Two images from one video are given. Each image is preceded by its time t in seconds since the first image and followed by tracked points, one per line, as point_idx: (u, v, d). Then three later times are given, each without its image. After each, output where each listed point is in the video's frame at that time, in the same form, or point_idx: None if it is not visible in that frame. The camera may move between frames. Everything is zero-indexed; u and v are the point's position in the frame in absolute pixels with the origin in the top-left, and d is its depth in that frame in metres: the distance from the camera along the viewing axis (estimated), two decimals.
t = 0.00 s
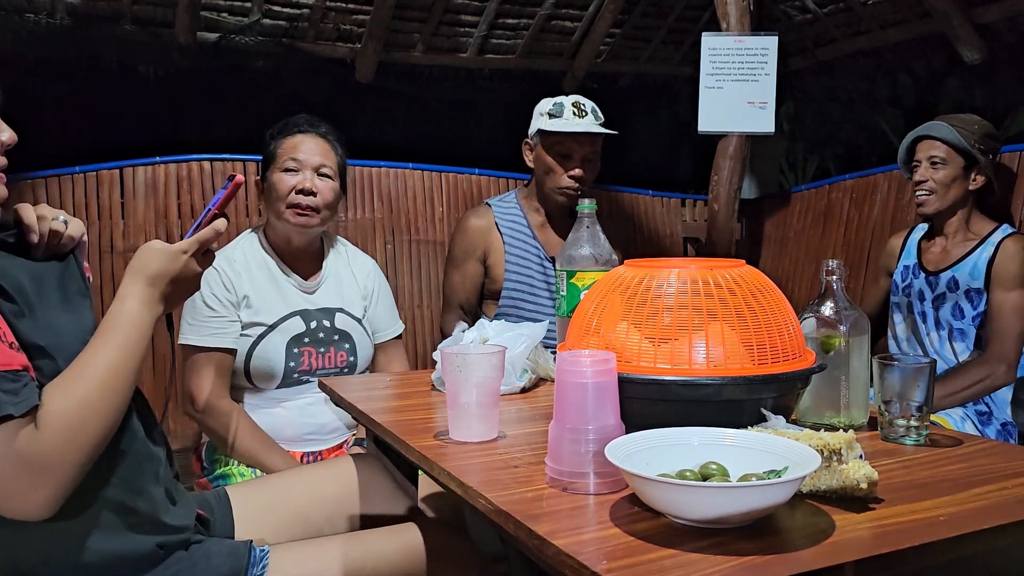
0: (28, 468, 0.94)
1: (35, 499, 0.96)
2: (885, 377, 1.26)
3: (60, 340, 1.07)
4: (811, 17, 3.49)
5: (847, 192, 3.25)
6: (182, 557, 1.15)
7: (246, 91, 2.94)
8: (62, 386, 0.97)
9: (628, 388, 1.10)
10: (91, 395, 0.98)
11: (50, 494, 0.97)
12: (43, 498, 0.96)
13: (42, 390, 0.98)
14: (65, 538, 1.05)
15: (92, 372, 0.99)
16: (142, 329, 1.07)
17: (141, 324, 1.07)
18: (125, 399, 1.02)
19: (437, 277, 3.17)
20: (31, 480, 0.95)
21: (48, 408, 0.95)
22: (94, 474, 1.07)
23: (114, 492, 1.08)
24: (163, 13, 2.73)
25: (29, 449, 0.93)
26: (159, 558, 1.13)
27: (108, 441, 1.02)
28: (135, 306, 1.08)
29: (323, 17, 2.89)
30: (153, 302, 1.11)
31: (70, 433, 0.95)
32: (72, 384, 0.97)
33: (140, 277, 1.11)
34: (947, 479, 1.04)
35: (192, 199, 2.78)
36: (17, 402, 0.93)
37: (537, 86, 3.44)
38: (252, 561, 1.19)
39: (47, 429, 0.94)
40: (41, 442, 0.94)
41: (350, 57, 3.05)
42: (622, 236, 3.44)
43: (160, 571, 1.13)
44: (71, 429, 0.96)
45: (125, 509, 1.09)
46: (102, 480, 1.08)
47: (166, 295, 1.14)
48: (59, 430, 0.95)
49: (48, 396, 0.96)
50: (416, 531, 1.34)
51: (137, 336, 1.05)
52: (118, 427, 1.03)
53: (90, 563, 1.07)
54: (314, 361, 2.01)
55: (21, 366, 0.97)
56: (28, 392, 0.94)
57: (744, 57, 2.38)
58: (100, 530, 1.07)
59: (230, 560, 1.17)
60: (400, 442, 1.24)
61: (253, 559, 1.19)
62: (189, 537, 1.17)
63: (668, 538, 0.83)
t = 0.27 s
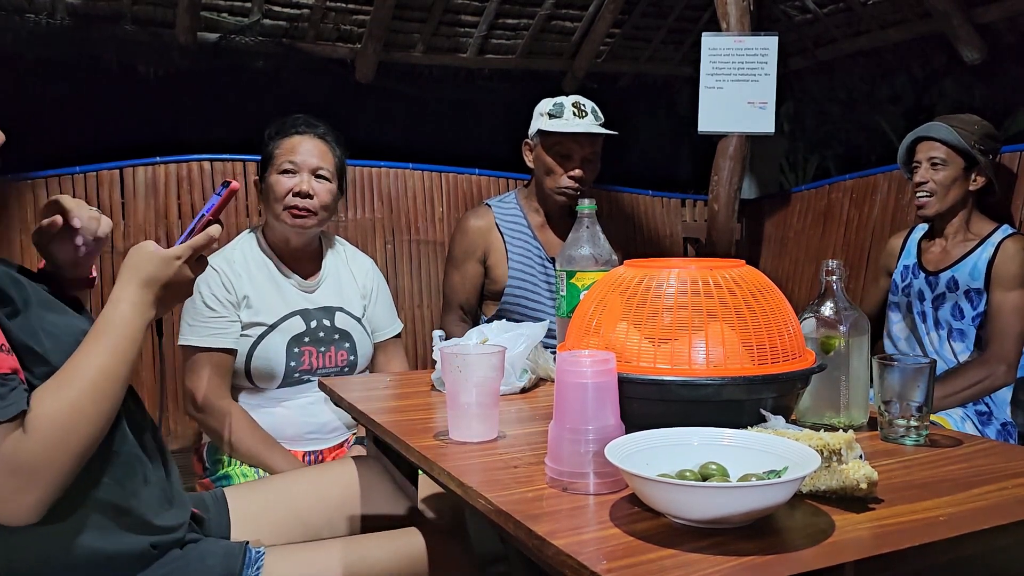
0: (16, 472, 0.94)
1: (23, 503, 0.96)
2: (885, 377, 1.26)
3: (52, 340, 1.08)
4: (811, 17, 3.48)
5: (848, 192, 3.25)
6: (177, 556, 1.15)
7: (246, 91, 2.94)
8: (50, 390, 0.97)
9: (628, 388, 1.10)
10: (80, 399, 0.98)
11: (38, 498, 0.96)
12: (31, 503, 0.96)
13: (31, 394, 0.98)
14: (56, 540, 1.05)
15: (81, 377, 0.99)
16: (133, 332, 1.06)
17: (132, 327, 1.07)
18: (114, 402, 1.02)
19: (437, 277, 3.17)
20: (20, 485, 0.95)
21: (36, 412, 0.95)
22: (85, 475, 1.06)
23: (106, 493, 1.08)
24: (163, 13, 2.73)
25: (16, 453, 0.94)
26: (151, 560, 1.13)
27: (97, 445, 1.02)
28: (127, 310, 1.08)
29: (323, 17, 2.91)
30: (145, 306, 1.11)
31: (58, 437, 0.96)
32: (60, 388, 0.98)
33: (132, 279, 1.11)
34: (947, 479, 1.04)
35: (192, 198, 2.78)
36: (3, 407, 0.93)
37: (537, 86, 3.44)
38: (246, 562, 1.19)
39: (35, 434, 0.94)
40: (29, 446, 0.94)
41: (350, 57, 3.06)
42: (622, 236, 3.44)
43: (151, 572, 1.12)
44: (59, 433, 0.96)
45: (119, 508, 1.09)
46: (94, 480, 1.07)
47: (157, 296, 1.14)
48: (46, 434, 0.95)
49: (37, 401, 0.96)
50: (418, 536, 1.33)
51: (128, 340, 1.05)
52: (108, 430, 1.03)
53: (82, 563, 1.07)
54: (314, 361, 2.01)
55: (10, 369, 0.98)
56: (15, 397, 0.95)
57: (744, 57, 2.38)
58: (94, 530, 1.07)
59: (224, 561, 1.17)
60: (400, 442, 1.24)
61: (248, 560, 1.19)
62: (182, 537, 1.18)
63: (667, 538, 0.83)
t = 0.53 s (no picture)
0: (15, 473, 0.94)
1: (21, 504, 0.96)
2: (885, 376, 1.26)
3: (57, 339, 1.09)
4: (811, 17, 3.48)
5: (848, 192, 3.25)
6: (179, 556, 1.16)
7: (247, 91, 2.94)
8: (52, 390, 0.97)
9: (628, 388, 1.10)
10: (82, 401, 0.98)
11: (38, 499, 0.96)
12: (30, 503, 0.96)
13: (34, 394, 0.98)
14: (54, 539, 1.05)
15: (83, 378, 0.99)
16: (135, 334, 1.07)
17: (134, 329, 1.07)
18: (116, 403, 1.02)
19: (437, 277, 3.17)
20: (19, 486, 0.95)
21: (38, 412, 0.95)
22: (85, 475, 1.06)
23: (106, 492, 1.08)
24: (163, 13, 2.73)
25: (15, 453, 0.93)
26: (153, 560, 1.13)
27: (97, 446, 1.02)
28: (130, 312, 1.08)
29: (323, 17, 2.89)
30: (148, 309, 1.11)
31: (59, 438, 0.95)
32: (61, 388, 0.97)
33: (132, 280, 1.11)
34: (947, 479, 1.04)
35: (192, 198, 2.77)
36: (7, 406, 0.93)
37: (537, 86, 3.44)
38: (248, 561, 1.19)
39: (36, 435, 0.94)
40: (30, 447, 0.94)
41: (350, 57, 3.06)
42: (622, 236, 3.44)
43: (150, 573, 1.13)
44: (61, 433, 0.96)
45: (118, 509, 1.09)
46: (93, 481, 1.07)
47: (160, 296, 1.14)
48: (49, 435, 0.95)
49: (40, 402, 0.96)
50: (419, 536, 1.33)
51: (130, 342, 1.05)
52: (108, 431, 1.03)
53: (81, 563, 1.07)
54: (314, 360, 2.01)
55: (15, 367, 0.97)
56: (20, 395, 0.94)
57: (744, 57, 2.38)
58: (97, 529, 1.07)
59: (224, 560, 1.17)
60: (401, 441, 1.24)
61: (249, 560, 1.19)
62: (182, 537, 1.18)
63: (667, 538, 0.83)
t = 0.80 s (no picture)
0: (25, 473, 0.94)
1: (31, 503, 0.96)
2: (885, 376, 1.26)
3: (65, 341, 1.11)
4: (811, 16, 3.45)
5: (848, 192, 3.25)
6: (181, 558, 1.15)
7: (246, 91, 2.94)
8: (60, 391, 0.97)
9: (628, 388, 1.10)
10: (91, 402, 0.98)
11: (46, 499, 0.97)
12: (37, 503, 0.97)
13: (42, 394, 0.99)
14: (64, 538, 1.05)
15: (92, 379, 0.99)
16: (144, 336, 1.07)
17: (143, 330, 1.07)
18: (124, 403, 1.02)
19: (437, 277, 3.17)
20: (29, 485, 0.95)
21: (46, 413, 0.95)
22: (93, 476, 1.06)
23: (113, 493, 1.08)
24: (162, 13, 2.71)
25: (22, 453, 0.94)
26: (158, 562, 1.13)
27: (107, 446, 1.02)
28: (138, 313, 1.08)
29: (323, 17, 2.87)
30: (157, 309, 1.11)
31: (69, 439, 0.96)
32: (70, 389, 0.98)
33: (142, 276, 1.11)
34: (947, 479, 1.04)
35: (192, 198, 2.77)
36: (15, 407, 0.94)
37: (537, 86, 3.45)
38: (251, 562, 1.19)
39: (45, 435, 0.94)
40: (39, 447, 0.94)
41: (349, 57, 3.05)
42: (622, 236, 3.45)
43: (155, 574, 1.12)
44: (69, 434, 0.96)
45: (125, 510, 1.09)
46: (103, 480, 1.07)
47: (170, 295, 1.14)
48: (58, 436, 0.95)
49: (49, 403, 0.96)
50: (420, 535, 1.33)
51: (137, 343, 1.05)
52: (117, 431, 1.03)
53: (88, 564, 1.07)
54: (314, 360, 2.01)
55: (21, 369, 0.99)
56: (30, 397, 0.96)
57: (744, 57, 2.38)
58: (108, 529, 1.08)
59: (228, 562, 1.17)
60: (401, 442, 1.24)
61: (254, 560, 1.20)
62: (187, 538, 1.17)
63: (667, 538, 0.83)
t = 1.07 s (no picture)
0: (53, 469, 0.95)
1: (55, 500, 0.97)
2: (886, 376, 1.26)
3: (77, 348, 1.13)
4: (811, 16, 3.55)
5: (848, 192, 3.25)
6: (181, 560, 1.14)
7: (246, 91, 2.92)
8: (85, 393, 1.00)
9: (628, 387, 1.10)
10: (117, 401, 1.01)
11: (65, 498, 0.98)
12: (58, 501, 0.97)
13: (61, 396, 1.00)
14: (75, 542, 1.05)
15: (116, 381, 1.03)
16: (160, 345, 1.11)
17: (160, 339, 1.12)
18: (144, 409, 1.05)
19: (437, 277, 3.17)
20: (56, 482, 0.96)
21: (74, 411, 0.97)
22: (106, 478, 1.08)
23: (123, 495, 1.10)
24: (163, 13, 2.73)
25: (50, 451, 0.95)
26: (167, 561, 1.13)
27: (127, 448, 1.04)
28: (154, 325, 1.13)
29: (323, 17, 2.94)
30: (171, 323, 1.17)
31: (96, 436, 0.98)
32: (96, 391, 1.00)
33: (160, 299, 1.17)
34: (947, 479, 1.04)
35: (192, 199, 2.79)
36: (41, 402, 0.94)
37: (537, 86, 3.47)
38: (254, 562, 1.19)
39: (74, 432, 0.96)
40: (70, 442, 0.96)
41: (350, 57, 3.06)
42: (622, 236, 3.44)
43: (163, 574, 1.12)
44: (96, 437, 0.98)
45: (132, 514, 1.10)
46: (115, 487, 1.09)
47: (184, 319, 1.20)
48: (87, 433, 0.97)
49: (75, 402, 0.98)
50: (419, 533, 1.34)
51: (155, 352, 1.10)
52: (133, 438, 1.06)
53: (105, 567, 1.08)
54: (314, 360, 2.01)
55: (40, 369, 1.00)
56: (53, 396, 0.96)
57: (744, 57, 2.38)
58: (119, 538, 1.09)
59: (230, 561, 1.17)
60: (401, 442, 1.24)
61: (255, 561, 1.20)
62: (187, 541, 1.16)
63: (668, 538, 0.83)
